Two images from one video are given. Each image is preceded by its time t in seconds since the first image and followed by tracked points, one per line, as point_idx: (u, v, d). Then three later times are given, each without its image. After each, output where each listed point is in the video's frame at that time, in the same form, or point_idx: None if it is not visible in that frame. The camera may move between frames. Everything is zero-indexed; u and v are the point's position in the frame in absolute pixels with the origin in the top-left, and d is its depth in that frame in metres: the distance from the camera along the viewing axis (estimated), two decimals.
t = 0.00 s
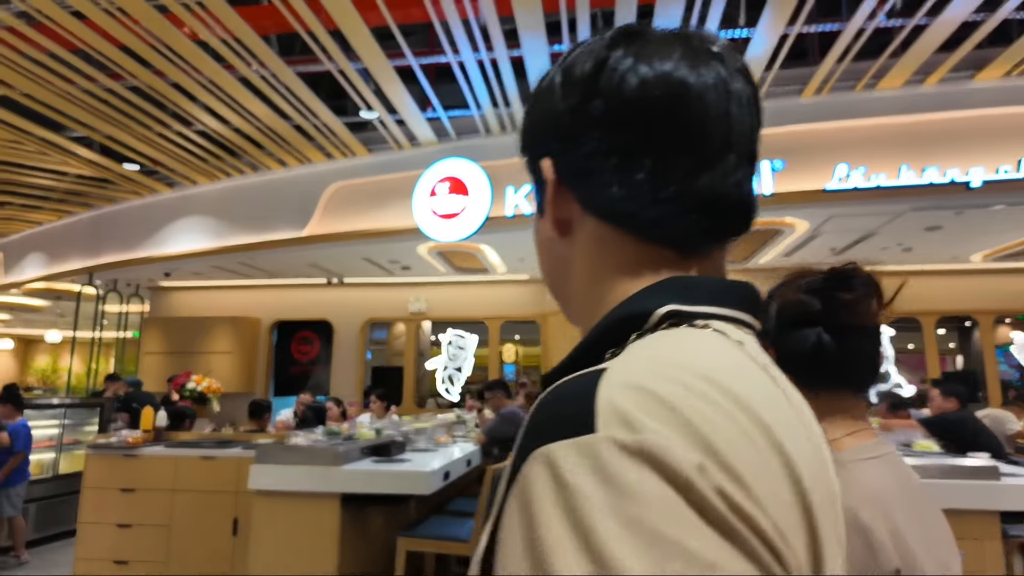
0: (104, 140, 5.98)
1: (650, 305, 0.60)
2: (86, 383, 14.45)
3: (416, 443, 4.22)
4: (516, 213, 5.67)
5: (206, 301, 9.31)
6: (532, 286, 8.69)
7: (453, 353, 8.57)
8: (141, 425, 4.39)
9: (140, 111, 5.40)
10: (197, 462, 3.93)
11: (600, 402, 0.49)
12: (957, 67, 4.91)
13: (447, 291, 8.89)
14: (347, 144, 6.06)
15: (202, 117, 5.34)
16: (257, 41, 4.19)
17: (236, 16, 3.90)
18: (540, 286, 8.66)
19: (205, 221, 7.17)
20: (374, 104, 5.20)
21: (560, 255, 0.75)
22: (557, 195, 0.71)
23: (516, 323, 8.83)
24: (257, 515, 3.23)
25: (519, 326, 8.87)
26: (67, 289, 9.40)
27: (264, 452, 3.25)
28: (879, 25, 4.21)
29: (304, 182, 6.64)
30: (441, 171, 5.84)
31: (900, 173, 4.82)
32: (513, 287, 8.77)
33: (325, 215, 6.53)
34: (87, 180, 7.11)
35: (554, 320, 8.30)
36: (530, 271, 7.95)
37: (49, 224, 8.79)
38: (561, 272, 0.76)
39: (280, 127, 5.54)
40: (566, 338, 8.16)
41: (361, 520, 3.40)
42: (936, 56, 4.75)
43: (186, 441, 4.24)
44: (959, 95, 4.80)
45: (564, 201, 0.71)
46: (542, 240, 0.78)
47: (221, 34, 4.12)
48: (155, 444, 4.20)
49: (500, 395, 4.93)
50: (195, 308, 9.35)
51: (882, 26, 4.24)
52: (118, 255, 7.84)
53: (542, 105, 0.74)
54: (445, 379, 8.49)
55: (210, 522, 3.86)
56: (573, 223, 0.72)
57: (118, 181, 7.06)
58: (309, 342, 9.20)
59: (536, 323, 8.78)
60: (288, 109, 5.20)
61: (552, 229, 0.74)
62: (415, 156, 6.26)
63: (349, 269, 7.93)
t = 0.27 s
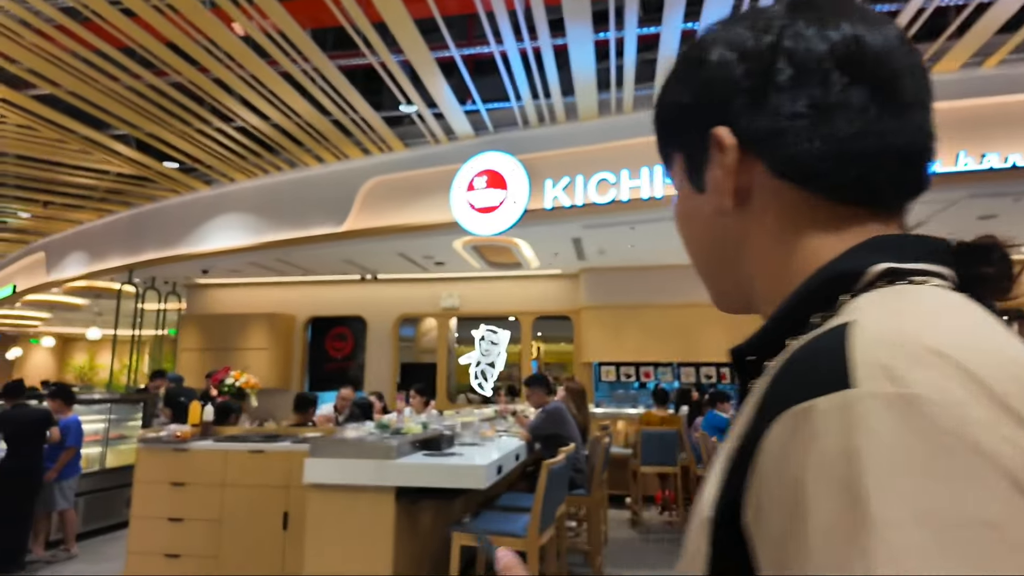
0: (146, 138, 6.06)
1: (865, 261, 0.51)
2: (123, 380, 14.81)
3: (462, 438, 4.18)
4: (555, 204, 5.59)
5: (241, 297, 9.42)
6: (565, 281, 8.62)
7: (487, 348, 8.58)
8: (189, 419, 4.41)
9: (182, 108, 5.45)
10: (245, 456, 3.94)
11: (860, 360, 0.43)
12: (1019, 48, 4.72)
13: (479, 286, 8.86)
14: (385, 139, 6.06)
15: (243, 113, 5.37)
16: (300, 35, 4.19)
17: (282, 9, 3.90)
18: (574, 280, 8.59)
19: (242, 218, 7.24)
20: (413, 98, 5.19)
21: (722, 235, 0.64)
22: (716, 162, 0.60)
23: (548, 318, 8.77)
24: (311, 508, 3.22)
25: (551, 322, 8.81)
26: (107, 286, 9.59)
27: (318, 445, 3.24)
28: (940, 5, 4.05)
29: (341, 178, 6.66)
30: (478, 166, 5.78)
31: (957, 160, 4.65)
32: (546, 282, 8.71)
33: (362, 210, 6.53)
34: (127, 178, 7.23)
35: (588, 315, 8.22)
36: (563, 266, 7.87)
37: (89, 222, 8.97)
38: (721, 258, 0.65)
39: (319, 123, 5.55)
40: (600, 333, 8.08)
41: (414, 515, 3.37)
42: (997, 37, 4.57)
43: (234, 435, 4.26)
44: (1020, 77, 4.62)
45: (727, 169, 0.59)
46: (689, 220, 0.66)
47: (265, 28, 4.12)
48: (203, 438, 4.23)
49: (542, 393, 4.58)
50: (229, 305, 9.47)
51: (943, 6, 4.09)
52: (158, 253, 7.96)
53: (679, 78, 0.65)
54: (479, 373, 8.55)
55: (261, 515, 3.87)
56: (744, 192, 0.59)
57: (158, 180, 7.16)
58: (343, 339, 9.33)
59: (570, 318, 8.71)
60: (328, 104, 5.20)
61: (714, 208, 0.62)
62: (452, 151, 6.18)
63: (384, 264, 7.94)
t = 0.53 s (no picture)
0: (193, 139, 6.18)
1: None
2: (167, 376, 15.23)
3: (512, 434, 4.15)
4: (598, 198, 5.50)
5: (281, 295, 9.58)
6: (603, 277, 8.53)
7: (524, 345, 8.55)
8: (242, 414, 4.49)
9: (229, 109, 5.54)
10: (299, 451, 3.99)
11: None
12: None
13: (516, 283, 8.83)
14: (425, 136, 6.06)
15: (287, 113, 5.43)
16: (347, 32, 4.20)
17: (330, 7, 3.91)
18: (611, 276, 8.50)
19: (285, 217, 7.35)
20: (456, 94, 5.17)
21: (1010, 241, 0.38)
22: (948, 104, 0.39)
23: (586, 315, 8.69)
24: (368, 502, 3.24)
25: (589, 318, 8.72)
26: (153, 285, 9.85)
27: (375, 440, 3.26)
28: None
29: (382, 176, 6.70)
30: (519, 162, 5.73)
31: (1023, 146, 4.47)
32: (583, 278, 8.64)
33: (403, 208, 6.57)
34: (174, 180, 7.39)
35: (626, 311, 8.12)
36: (602, 262, 7.78)
37: (136, 223, 9.22)
38: (995, 276, 0.39)
39: (361, 121, 5.58)
40: (639, 329, 7.97)
41: (469, 511, 3.36)
42: None
43: (287, 430, 4.31)
44: None
45: (968, 112, 0.38)
46: (894, 217, 0.43)
47: (312, 26, 4.14)
48: (257, 433, 4.29)
49: (589, 394, 4.40)
50: (270, 303, 9.63)
51: None
52: (202, 252, 8.14)
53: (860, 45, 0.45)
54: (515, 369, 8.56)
55: (314, 509, 3.91)
56: (1015, 131, 0.37)
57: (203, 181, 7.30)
58: (381, 336, 9.41)
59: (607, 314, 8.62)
60: (372, 103, 5.22)
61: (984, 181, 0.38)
62: (492, 147, 6.15)
63: (422, 261, 7.97)
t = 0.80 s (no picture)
0: (218, 138, 6.19)
1: None
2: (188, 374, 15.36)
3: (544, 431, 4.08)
4: (627, 191, 5.40)
5: (304, 293, 9.60)
6: (626, 273, 8.44)
7: (547, 342, 8.55)
8: (274, 411, 4.46)
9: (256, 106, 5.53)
10: (332, 448, 3.96)
11: None
12: None
13: (539, 279, 8.77)
14: (451, 131, 6.02)
15: (312, 110, 5.42)
16: (377, 26, 4.17)
17: None
18: (635, 272, 8.40)
19: (309, 214, 7.35)
20: (483, 89, 5.12)
21: None
22: None
23: (610, 312, 8.60)
24: (406, 502, 3.19)
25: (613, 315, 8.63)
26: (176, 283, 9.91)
27: (411, 439, 3.20)
28: None
29: (406, 173, 6.67)
30: (546, 156, 5.66)
31: None
32: (606, 274, 8.55)
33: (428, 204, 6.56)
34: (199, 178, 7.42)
35: (651, 307, 8.02)
36: (627, 258, 7.68)
37: (160, 223, 9.29)
38: None
39: (387, 117, 5.56)
40: (665, 325, 7.87)
41: (507, 510, 3.31)
42: None
43: (318, 428, 4.28)
44: None
45: None
46: None
47: (342, 19, 4.12)
48: (289, 430, 4.26)
49: (622, 392, 4.31)
50: (292, 301, 9.66)
51: None
52: (226, 250, 8.17)
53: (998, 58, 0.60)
54: (538, 367, 8.54)
55: (348, 507, 3.88)
56: None
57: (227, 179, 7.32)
58: (403, 333, 9.39)
59: (631, 311, 8.52)
60: (398, 97, 5.19)
61: None
62: (518, 142, 6.07)
63: (445, 258, 7.93)
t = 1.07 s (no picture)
0: (230, 136, 6.13)
1: None
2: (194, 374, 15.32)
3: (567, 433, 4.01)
4: (645, 189, 5.33)
5: (312, 293, 9.54)
6: (639, 272, 8.36)
7: (558, 342, 8.44)
8: (291, 412, 4.39)
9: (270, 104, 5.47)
10: (353, 450, 3.90)
11: None
12: None
13: (550, 279, 8.69)
14: (465, 129, 5.95)
15: (326, 107, 5.36)
16: (396, 21, 4.10)
17: None
18: (647, 271, 8.32)
19: (320, 213, 7.29)
20: (501, 85, 5.06)
21: None
22: None
23: (622, 311, 8.51)
24: (432, 507, 3.13)
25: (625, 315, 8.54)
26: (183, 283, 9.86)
27: (437, 442, 3.13)
28: None
29: (419, 171, 6.60)
30: (562, 154, 5.58)
31: None
32: (618, 274, 8.47)
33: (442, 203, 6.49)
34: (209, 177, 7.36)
35: (665, 307, 7.94)
36: (640, 257, 7.60)
37: (168, 222, 9.23)
38: None
39: (402, 115, 5.50)
40: (678, 325, 7.79)
41: (534, 515, 3.24)
42: None
43: (337, 429, 4.22)
44: None
45: None
46: None
47: (361, 14, 4.05)
48: (307, 432, 4.19)
49: (645, 394, 4.24)
50: (301, 301, 9.59)
51: None
52: (236, 250, 8.11)
53: None
54: (550, 367, 8.42)
55: (369, 511, 3.82)
56: None
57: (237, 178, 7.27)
58: (412, 333, 9.32)
59: (643, 311, 8.45)
60: (415, 94, 5.13)
61: None
62: (533, 139, 5.99)
63: (456, 257, 7.86)
